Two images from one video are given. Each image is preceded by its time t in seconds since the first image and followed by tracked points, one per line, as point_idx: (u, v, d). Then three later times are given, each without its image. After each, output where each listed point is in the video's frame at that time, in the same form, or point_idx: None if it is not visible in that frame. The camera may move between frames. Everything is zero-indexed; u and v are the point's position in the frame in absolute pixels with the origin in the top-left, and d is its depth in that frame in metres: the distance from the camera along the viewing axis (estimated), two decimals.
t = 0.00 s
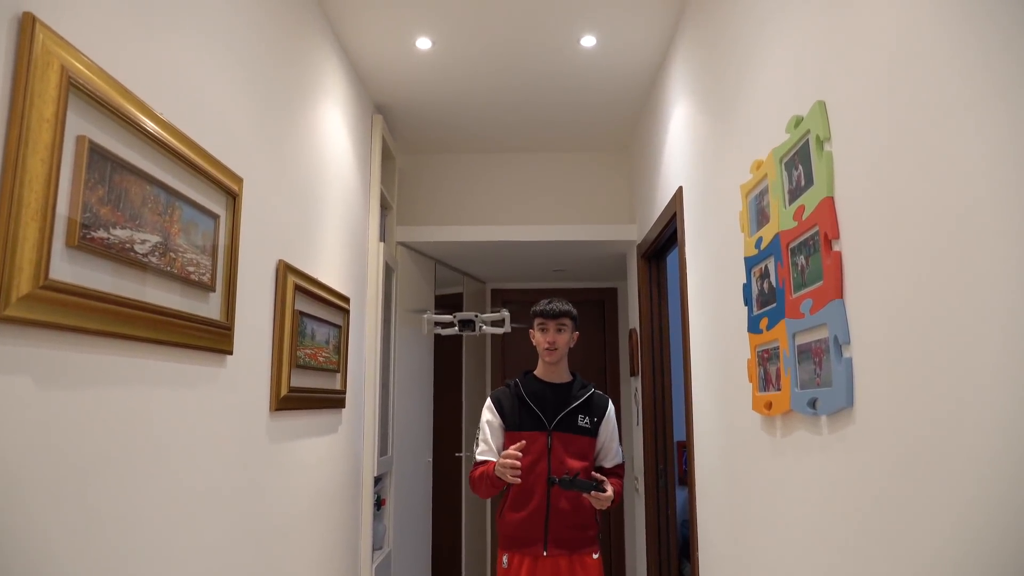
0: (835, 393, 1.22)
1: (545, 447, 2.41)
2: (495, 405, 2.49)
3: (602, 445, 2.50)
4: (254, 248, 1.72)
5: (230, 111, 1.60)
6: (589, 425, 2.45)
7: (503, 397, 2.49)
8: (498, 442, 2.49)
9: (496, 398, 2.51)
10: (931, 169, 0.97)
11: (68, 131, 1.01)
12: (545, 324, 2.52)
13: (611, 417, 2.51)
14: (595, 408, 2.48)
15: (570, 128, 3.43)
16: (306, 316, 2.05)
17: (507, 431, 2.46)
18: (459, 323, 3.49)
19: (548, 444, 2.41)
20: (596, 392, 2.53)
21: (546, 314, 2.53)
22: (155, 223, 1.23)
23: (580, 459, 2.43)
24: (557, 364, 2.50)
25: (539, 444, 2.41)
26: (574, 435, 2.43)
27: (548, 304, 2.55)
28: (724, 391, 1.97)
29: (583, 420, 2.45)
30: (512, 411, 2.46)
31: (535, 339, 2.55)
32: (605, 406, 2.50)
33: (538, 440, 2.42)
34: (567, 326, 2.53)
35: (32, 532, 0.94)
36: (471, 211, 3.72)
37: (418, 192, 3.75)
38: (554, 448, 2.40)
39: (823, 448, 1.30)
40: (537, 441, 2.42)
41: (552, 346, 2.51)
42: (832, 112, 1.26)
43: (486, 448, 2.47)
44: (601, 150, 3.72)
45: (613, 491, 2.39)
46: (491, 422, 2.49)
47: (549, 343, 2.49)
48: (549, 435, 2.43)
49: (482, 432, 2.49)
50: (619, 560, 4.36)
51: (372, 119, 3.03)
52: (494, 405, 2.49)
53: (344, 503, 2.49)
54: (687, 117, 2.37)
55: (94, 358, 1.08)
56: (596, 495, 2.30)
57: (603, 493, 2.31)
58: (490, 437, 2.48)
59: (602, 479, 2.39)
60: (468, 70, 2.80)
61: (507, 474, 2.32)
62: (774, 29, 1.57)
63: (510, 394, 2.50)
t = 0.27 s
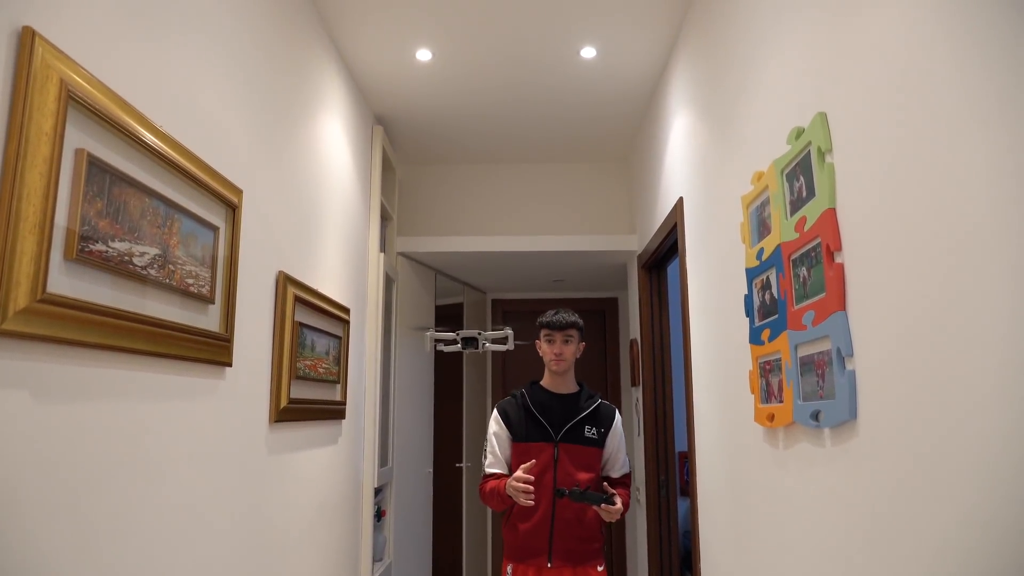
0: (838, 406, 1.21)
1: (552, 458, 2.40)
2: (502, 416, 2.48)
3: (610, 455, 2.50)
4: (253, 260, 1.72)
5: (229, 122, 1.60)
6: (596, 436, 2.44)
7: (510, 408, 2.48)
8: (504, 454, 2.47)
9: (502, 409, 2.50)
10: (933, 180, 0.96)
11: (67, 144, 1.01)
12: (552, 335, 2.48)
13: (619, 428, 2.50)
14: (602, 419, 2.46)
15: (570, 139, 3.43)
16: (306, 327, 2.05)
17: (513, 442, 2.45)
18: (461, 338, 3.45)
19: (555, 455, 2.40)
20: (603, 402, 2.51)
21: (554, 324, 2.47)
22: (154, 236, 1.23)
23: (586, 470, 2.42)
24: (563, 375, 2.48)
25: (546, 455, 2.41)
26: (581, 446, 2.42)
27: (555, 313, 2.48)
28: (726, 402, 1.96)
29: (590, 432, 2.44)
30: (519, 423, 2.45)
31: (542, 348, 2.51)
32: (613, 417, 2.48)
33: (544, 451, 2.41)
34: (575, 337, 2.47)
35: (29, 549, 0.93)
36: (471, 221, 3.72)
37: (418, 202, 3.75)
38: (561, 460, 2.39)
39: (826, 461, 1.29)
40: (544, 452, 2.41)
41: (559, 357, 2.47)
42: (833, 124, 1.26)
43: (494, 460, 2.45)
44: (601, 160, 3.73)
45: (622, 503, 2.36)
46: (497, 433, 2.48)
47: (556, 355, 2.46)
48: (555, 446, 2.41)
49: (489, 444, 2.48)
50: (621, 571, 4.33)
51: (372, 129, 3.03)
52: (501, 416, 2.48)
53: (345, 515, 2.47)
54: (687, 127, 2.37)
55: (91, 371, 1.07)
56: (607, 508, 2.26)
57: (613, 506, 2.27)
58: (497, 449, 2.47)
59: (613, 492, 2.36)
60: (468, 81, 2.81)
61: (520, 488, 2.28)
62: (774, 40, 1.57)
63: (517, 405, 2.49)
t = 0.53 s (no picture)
0: (840, 407, 1.20)
1: (556, 458, 2.40)
2: (507, 416, 2.47)
3: (614, 456, 2.48)
4: (253, 261, 1.71)
5: (229, 124, 1.59)
6: (600, 437, 2.43)
7: (515, 408, 2.47)
8: (509, 454, 2.46)
9: (507, 408, 2.49)
10: (935, 180, 0.96)
11: (66, 145, 1.00)
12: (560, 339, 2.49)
13: (623, 428, 2.49)
14: (607, 421, 2.46)
15: (571, 140, 3.43)
16: (307, 329, 2.04)
17: (518, 442, 2.45)
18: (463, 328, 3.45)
19: (560, 456, 2.40)
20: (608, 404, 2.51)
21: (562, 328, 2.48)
22: (154, 237, 1.23)
23: (591, 472, 2.41)
24: (571, 378, 2.48)
25: (550, 455, 2.41)
26: (585, 447, 2.41)
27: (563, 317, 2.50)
28: (728, 403, 1.96)
29: (594, 433, 2.43)
30: (526, 423, 2.44)
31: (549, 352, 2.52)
32: (617, 418, 2.48)
33: (548, 452, 2.41)
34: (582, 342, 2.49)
35: (27, 551, 0.93)
36: (473, 223, 3.72)
37: (419, 204, 3.74)
38: (565, 460, 2.39)
39: (827, 463, 1.28)
40: (549, 452, 2.41)
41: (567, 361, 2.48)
42: (835, 124, 1.25)
43: (499, 460, 2.44)
44: (602, 161, 3.72)
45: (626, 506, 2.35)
46: (502, 433, 2.47)
47: (565, 359, 2.46)
48: (560, 447, 2.41)
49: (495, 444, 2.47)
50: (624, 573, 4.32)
51: (373, 131, 3.03)
52: (506, 416, 2.47)
53: (345, 516, 2.46)
54: (688, 128, 2.36)
55: (90, 372, 1.06)
56: (611, 512, 2.25)
57: (619, 511, 2.26)
58: (502, 449, 2.46)
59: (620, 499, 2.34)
60: (469, 82, 2.81)
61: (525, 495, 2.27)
62: (775, 41, 1.56)
63: (523, 404, 2.48)
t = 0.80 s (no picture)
0: (841, 404, 1.20)
1: (562, 456, 2.40)
2: (516, 411, 2.48)
3: (618, 457, 2.47)
4: (254, 259, 1.71)
5: (230, 122, 1.59)
6: (608, 436, 2.44)
7: (524, 403, 2.49)
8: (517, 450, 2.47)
9: (516, 403, 2.50)
10: (937, 177, 0.95)
11: (65, 143, 1.00)
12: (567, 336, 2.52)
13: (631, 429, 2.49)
14: (615, 420, 2.46)
15: (572, 138, 3.43)
16: (308, 327, 2.04)
17: (527, 438, 2.45)
18: (463, 318, 3.47)
19: (566, 453, 2.40)
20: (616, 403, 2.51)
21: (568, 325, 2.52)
22: (154, 235, 1.22)
23: (597, 470, 2.41)
24: (579, 373, 2.50)
25: (558, 453, 2.41)
26: (593, 446, 2.42)
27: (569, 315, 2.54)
28: (729, 401, 1.95)
29: (602, 431, 2.44)
30: (535, 418, 2.46)
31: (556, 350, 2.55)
32: (625, 418, 2.48)
33: (556, 449, 2.41)
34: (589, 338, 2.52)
35: (27, 550, 0.93)
36: (474, 221, 3.72)
37: (420, 202, 3.74)
38: (574, 458, 2.39)
39: (828, 461, 1.28)
40: (556, 450, 2.41)
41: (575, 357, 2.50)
42: (836, 121, 1.25)
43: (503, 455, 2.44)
44: (603, 159, 3.72)
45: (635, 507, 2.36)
46: (510, 428, 2.48)
47: (572, 354, 2.48)
48: (568, 444, 2.41)
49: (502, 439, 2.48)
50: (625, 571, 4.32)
51: (374, 129, 3.03)
52: (514, 410, 2.49)
53: (346, 513, 2.47)
54: (689, 126, 2.36)
55: (91, 371, 1.06)
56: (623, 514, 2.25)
57: (629, 511, 2.26)
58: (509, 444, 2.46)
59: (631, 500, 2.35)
60: (470, 80, 2.80)
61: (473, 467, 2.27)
62: (777, 38, 1.56)
63: (531, 400, 2.49)
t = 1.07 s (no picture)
0: (840, 399, 1.20)
1: (565, 452, 2.40)
2: (517, 406, 2.48)
3: (622, 453, 2.49)
4: (254, 256, 1.71)
5: (229, 119, 1.59)
6: (609, 432, 2.45)
7: (525, 398, 2.48)
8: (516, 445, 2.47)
9: (518, 398, 2.50)
10: (936, 173, 0.95)
11: (63, 140, 1.00)
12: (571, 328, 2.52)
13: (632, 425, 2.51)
14: (616, 416, 2.46)
15: (572, 135, 3.42)
16: (307, 324, 2.04)
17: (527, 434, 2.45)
18: (460, 315, 3.50)
19: (569, 449, 2.40)
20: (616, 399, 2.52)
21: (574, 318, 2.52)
22: (153, 232, 1.23)
23: (598, 465, 2.42)
24: (582, 368, 2.48)
25: (560, 449, 2.40)
26: (595, 442, 2.43)
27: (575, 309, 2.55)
28: (728, 397, 1.95)
29: (604, 427, 2.45)
30: (538, 414, 2.45)
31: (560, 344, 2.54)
32: (626, 414, 2.49)
33: (557, 445, 2.40)
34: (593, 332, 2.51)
35: (27, 547, 0.93)
36: (473, 218, 3.72)
37: (420, 199, 3.74)
38: (575, 454, 2.39)
39: (828, 456, 1.28)
40: (557, 445, 2.40)
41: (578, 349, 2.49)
42: (835, 117, 1.25)
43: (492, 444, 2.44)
44: (602, 155, 3.72)
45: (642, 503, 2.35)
46: (511, 423, 2.48)
47: (578, 345, 2.47)
48: (568, 440, 2.41)
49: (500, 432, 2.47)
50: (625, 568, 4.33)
51: (373, 126, 3.02)
52: (515, 405, 2.48)
53: (347, 510, 2.47)
54: (688, 122, 2.36)
55: (90, 368, 1.07)
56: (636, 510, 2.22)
57: (641, 508, 2.25)
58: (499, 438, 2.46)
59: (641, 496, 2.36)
60: (469, 76, 2.80)
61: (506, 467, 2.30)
62: (775, 33, 1.55)
63: (533, 395, 2.48)
